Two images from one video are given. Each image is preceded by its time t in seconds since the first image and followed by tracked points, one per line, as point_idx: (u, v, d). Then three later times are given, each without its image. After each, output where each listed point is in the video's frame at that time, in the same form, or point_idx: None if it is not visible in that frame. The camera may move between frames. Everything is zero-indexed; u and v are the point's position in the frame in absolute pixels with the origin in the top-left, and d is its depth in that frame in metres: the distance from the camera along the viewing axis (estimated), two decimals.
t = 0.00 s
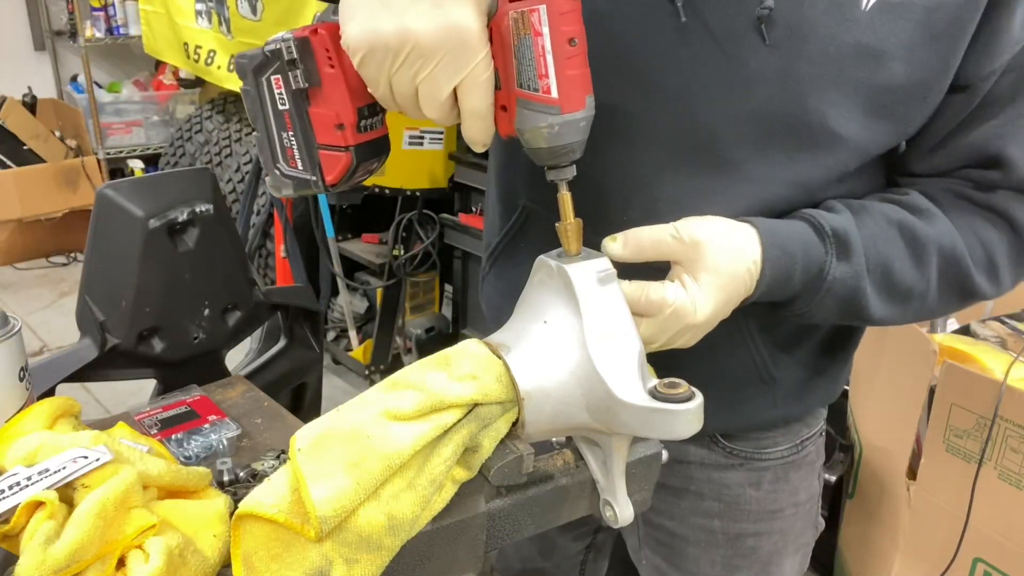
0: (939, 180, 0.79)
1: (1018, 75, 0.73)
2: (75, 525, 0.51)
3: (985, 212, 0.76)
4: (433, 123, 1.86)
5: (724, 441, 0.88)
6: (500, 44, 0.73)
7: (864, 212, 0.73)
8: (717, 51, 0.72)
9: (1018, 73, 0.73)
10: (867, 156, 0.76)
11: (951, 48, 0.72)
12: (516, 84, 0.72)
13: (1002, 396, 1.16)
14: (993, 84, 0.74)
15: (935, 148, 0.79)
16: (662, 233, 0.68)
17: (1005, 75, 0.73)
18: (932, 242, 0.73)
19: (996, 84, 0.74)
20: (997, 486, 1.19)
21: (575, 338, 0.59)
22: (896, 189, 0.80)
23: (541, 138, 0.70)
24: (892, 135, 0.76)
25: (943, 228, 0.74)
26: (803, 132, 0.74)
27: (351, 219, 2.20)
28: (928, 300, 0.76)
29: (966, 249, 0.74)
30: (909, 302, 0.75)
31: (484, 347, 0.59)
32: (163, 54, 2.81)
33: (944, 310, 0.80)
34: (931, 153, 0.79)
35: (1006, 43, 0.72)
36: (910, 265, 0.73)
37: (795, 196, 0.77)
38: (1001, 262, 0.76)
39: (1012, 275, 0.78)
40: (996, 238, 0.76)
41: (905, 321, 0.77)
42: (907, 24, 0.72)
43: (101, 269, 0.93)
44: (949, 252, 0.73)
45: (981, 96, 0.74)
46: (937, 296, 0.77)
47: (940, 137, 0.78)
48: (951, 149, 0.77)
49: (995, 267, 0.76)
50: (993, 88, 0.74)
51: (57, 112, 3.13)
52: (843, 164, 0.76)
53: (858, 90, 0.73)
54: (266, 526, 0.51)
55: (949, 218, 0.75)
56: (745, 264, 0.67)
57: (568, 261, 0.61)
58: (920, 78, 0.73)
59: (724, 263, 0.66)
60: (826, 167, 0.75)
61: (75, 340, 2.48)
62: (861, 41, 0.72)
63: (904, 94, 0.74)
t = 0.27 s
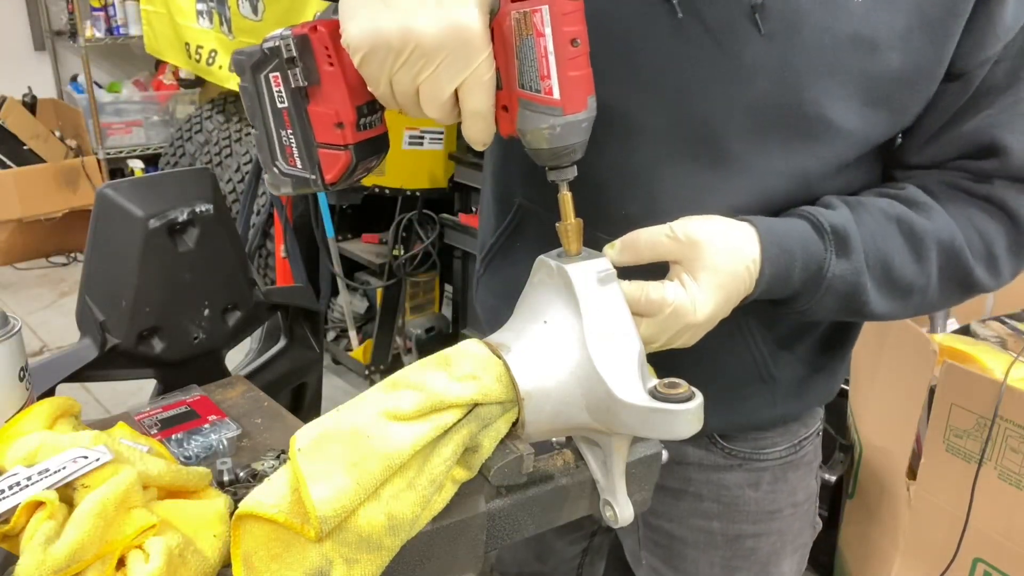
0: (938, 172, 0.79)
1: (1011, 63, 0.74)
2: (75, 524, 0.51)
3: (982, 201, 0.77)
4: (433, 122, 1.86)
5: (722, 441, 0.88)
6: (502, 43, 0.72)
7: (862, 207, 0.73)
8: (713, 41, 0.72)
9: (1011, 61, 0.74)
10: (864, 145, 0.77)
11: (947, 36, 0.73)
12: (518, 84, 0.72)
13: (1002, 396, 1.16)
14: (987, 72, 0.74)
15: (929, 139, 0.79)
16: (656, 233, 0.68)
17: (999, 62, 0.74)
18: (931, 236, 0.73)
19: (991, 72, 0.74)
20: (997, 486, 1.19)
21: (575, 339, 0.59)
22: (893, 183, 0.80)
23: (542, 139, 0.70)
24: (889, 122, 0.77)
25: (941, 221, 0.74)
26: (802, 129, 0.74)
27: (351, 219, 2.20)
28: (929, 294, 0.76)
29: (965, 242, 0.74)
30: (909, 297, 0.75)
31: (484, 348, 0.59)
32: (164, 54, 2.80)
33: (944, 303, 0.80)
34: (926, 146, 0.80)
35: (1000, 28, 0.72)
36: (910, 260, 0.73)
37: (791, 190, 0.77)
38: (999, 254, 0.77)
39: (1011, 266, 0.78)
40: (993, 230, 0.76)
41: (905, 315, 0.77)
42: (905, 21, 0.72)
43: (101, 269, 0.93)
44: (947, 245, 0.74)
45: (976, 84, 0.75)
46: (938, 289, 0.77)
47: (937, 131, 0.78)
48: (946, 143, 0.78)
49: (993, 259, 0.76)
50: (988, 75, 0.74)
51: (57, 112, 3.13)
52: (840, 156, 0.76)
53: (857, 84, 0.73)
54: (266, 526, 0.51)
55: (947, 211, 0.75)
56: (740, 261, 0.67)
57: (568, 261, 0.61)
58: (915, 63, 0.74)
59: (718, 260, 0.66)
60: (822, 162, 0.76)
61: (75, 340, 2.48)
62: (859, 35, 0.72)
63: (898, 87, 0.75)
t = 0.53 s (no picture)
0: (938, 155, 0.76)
1: (1005, 32, 0.72)
2: (75, 525, 0.51)
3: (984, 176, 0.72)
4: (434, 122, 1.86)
5: (719, 442, 0.88)
6: (505, 42, 0.72)
7: (858, 182, 0.72)
8: (708, 28, 0.74)
9: (1003, 31, 0.72)
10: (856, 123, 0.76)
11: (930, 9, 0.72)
12: (520, 84, 0.72)
13: (1002, 396, 1.16)
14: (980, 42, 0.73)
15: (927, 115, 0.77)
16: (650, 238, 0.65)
17: (991, 32, 0.73)
18: (933, 202, 0.70)
19: (984, 42, 0.73)
20: (997, 486, 1.19)
21: (575, 338, 0.59)
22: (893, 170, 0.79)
23: (544, 140, 0.71)
24: (883, 91, 0.75)
25: (944, 189, 0.71)
26: (800, 123, 0.75)
27: (351, 219, 2.20)
28: (945, 266, 0.72)
29: (974, 211, 0.70)
30: (921, 269, 0.71)
31: (484, 347, 0.59)
32: (165, 55, 2.80)
33: (968, 284, 0.74)
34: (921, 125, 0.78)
35: None
36: (914, 226, 0.70)
37: (788, 185, 0.78)
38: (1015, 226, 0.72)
39: None
40: (1006, 199, 0.71)
41: (925, 292, 0.72)
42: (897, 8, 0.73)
43: (102, 269, 0.93)
44: (954, 213, 0.70)
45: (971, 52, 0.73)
46: (955, 265, 0.72)
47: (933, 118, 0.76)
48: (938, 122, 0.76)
49: (1010, 231, 0.71)
50: (981, 46, 0.73)
51: (57, 112, 3.13)
52: (837, 133, 0.76)
53: (854, 66, 0.73)
54: (266, 526, 0.51)
55: (949, 181, 0.72)
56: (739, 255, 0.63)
57: (568, 261, 0.61)
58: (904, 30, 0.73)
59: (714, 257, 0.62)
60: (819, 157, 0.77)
61: (75, 340, 2.47)
62: (858, 35, 0.73)
63: (890, 63, 0.74)
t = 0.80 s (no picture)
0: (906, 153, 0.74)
1: (971, 23, 0.71)
2: (75, 525, 0.51)
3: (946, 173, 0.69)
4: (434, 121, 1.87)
5: (716, 438, 0.88)
6: (507, 40, 0.72)
7: (823, 201, 0.68)
8: (702, 21, 0.75)
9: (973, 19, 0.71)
10: (847, 113, 0.76)
11: None
12: (523, 83, 0.73)
13: (1002, 396, 1.16)
14: (949, 31, 0.72)
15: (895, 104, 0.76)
16: (638, 293, 0.55)
17: (958, 23, 0.72)
18: (904, 205, 0.66)
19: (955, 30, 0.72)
20: (997, 486, 1.19)
21: (573, 340, 0.58)
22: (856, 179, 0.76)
23: (545, 138, 0.71)
24: (874, 77, 0.74)
25: (910, 191, 0.67)
26: (796, 115, 0.75)
27: (351, 219, 2.20)
28: (929, 268, 0.68)
29: (944, 207, 0.67)
30: (909, 273, 0.67)
31: (484, 347, 0.59)
32: (165, 55, 2.80)
33: (955, 278, 0.71)
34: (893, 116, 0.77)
35: None
36: (892, 233, 0.66)
37: (786, 182, 0.78)
38: (987, 215, 0.69)
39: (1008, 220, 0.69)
40: (974, 190, 0.68)
41: (916, 296, 0.68)
42: None
43: (101, 269, 0.93)
44: (927, 212, 0.66)
45: (941, 41, 0.73)
46: (938, 264, 0.69)
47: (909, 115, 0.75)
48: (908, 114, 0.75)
49: (985, 220, 0.68)
50: (950, 37, 0.72)
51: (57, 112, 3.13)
52: (831, 123, 0.76)
53: (847, 55, 0.73)
54: (267, 526, 0.51)
55: (915, 180, 0.69)
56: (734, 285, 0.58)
57: (568, 261, 0.61)
58: (893, 15, 0.72)
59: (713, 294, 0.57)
60: (820, 151, 0.77)
61: (75, 340, 2.48)
62: (853, 33, 0.73)
63: (881, 52, 0.73)
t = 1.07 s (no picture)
0: (885, 162, 0.76)
1: (958, 31, 0.72)
2: (75, 525, 0.51)
3: (927, 182, 0.71)
4: (434, 122, 1.87)
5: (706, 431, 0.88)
6: (513, 36, 0.72)
7: (811, 210, 0.68)
8: (696, 25, 0.75)
9: (957, 29, 0.72)
10: (836, 117, 0.75)
11: (906, 4, 0.71)
12: (528, 80, 0.73)
13: (1002, 396, 1.16)
14: (933, 39, 0.72)
15: (881, 108, 0.76)
16: (627, 306, 0.56)
17: (944, 30, 0.72)
18: (889, 215, 0.68)
19: (936, 41, 0.72)
20: (997, 486, 1.19)
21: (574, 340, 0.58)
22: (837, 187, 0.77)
23: (549, 135, 0.71)
24: (863, 82, 0.74)
25: (893, 201, 0.69)
26: (788, 119, 0.75)
27: (351, 219, 2.20)
28: (910, 277, 0.70)
29: (925, 216, 0.69)
30: (891, 282, 0.69)
31: (484, 347, 0.59)
32: (164, 55, 2.80)
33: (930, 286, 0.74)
34: (878, 120, 0.76)
35: None
36: (877, 244, 0.68)
37: (782, 184, 0.78)
38: (964, 224, 0.71)
39: (982, 230, 0.72)
40: (952, 200, 0.71)
41: (896, 304, 0.70)
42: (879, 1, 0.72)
43: (101, 269, 0.93)
44: (910, 222, 0.68)
45: (926, 46, 0.72)
46: (917, 273, 0.71)
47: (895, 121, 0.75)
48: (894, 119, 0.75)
49: (962, 229, 0.71)
50: (934, 44, 0.72)
51: (56, 112, 3.13)
52: (820, 126, 0.75)
53: (838, 61, 0.73)
54: (266, 526, 0.51)
55: (895, 189, 0.71)
56: (721, 293, 0.60)
57: (568, 261, 0.61)
58: (884, 23, 0.72)
59: (699, 304, 0.58)
60: (811, 156, 0.77)
61: (75, 340, 2.47)
62: (845, 37, 0.73)
63: (871, 58, 0.73)
